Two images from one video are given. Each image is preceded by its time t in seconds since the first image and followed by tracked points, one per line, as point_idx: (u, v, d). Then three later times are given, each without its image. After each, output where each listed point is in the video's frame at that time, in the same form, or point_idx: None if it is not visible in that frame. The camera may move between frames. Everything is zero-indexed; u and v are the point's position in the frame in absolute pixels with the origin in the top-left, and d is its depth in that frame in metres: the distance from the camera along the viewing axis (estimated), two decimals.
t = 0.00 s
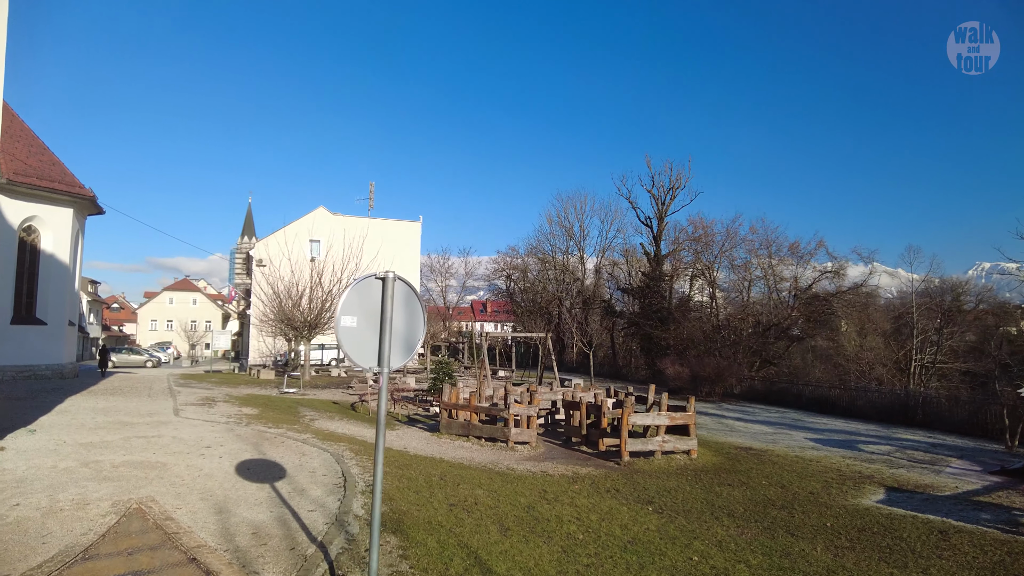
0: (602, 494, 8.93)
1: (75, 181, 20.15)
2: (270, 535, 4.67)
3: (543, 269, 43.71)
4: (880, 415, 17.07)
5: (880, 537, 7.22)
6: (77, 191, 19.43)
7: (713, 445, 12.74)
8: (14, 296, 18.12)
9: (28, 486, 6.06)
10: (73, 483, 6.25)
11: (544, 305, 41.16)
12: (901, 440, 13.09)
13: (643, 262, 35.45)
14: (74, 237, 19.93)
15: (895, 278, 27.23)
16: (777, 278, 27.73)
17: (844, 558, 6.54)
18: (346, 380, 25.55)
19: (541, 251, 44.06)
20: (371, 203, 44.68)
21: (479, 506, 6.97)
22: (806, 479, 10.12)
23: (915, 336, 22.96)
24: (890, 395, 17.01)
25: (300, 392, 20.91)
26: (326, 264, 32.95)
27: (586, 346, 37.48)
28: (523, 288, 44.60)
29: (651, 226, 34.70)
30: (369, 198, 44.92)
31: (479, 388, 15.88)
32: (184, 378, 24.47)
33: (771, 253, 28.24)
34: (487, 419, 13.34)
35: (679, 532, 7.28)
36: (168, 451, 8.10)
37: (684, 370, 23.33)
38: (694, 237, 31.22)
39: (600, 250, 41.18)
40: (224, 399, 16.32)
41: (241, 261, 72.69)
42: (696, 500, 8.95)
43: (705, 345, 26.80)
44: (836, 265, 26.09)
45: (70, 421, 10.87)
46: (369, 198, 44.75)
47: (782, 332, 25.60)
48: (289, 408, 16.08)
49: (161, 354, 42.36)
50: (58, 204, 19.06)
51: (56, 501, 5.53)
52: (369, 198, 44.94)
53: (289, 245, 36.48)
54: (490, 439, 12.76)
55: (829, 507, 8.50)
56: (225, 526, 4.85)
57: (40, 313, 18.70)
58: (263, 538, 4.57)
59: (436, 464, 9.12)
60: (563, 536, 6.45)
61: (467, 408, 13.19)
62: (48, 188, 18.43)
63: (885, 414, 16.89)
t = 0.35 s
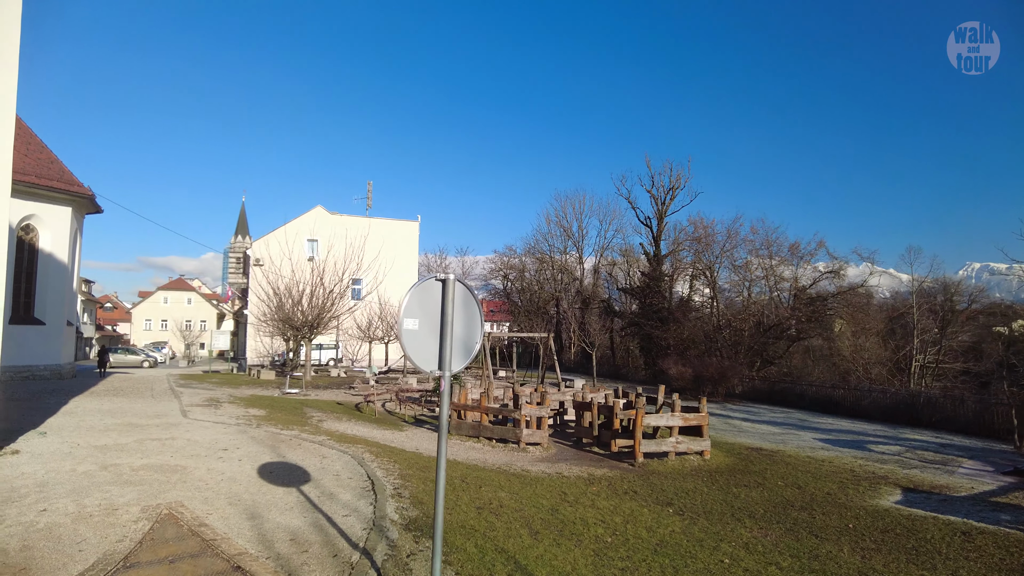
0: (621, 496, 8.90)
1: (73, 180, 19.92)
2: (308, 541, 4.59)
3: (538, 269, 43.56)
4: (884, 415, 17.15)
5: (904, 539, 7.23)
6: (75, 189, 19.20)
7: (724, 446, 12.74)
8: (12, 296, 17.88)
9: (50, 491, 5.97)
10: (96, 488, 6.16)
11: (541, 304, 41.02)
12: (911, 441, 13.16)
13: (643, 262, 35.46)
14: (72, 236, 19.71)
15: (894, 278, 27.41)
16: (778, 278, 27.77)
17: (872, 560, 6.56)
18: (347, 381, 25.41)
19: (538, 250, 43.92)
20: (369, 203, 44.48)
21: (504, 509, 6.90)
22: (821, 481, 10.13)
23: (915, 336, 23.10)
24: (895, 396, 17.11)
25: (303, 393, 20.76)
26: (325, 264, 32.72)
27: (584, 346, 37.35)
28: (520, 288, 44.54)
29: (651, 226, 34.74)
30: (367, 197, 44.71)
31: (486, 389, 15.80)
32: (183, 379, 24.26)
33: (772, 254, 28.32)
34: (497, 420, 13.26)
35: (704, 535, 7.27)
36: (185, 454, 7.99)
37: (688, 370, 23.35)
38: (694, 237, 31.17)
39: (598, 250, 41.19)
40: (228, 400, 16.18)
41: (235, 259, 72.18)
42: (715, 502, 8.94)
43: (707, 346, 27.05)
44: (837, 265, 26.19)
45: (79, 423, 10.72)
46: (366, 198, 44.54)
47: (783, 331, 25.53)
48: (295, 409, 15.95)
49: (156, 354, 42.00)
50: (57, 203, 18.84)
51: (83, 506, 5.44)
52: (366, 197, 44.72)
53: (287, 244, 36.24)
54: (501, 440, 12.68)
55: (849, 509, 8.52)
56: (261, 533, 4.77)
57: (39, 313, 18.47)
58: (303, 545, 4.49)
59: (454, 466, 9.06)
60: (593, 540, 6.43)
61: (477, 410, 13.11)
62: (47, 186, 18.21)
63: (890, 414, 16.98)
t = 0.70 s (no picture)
0: (642, 501, 8.93)
1: (79, 182, 19.89)
2: (353, 549, 4.58)
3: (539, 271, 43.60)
4: (892, 418, 17.24)
5: (930, 543, 7.27)
6: (81, 191, 19.19)
7: (738, 450, 12.79)
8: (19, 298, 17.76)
9: (83, 498, 5.97)
10: (128, 495, 6.16)
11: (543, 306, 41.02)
12: (923, 445, 13.23)
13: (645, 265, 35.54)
14: (78, 238, 19.66)
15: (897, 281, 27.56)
16: (782, 281, 27.85)
17: (902, 565, 6.58)
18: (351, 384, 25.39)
19: (539, 252, 43.90)
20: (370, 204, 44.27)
21: (533, 515, 6.91)
22: (839, 485, 10.18)
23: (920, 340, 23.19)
24: (903, 399, 17.20)
25: (309, 396, 20.72)
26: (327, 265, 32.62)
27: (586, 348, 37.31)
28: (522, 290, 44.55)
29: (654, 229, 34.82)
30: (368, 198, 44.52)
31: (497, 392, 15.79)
32: (187, 381, 24.18)
33: (776, 257, 28.41)
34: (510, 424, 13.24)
35: (730, 540, 7.30)
36: (209, 460, 7.97)
37: (694, 373, 23.40)
38: (696, 240, 31.18)
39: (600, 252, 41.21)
40: (237, 404, 16.15)
41: (234, 260, 72.01)
42: (737, 508, 8.97)
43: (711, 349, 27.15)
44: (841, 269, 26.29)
45: (94, 427, 10.69)
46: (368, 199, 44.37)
47: (788, 334, 25.55)
48: (305, 413, 15.92)
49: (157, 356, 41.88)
50: (63, 205, 18.81)
51: (120, 514, 5.44)
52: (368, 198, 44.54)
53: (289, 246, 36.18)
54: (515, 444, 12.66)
55: (870, 513, 8.56)
56: (305, 541, 4.75)
57: (45, 315, 18.34)
58: (350, 553, 4.48)
59: (474, 470, 9.07)
60: (624, 546, 6.46)
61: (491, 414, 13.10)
62: (54, 188, 18.19)
63: (897, 418, 17.07)
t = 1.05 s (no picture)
0: (665, 503, 8.97)
1: (86, 184, 19.86)
2: (401, 553, 4.58)
3: (542, 272, 43.58)
4: (903, 419, 17.30)
5: (958, 545, 7.29)
6: (89, 193, 19.19)
7: (753, 452, 12.83)
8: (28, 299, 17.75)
9: (120, 502, 5.98)
10: (162, 499, 6.16)
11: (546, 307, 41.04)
12: (937, 446, 13.28)
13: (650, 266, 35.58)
14: (86, 239, 19.66)
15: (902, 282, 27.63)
16: (787, 282, 27.91)
17: (933, 567, 6.60)
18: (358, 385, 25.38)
19: (543, 253, 43.93)
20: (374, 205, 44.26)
21: (564, 518, 6.93)
22: (858, 486, 10.23)
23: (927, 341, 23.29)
24: (913, 400, 17.25)
25: (319, 397, 20.71)
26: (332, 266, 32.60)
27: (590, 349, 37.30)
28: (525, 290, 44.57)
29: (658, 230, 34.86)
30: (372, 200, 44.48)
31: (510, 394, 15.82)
32: (195, 382, 24.16)
33: (782, 258, 28.46)
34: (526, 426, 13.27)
35: (759, 542, 7.33)
36: (235, 463, 7.98)
37: (702, 374, 23.44)
38: (701, 241, 31.21)
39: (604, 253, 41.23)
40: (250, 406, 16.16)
41: (235, 261, 71.67)
42: (760, 510, 9.00)
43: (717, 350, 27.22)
44: (847, 269, 26.35)
45: (113, 431, 10.69)
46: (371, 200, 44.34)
47: (794, 335, 25.61)
48: (317, 414, 15.91)
49: (160, 357, 41.83)
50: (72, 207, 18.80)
51: (159, 518, 5.45)
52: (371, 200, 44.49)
53: (293, 247, 36.12)
54: (531, 446, 12.68)
55: (894, 515, 8.59)
56: (350, 545, 4.76)
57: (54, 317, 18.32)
58: (399, 557, 4.48)
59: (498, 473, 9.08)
60: (657, 548, 6.51)
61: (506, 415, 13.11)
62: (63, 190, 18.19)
63: (908, 419, 17.13)
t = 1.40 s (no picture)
0: (690, 504, 8.97)
1: (95, 184, 19.79)
2: (450, 557, 4.57)
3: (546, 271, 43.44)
4: (915, 419, 17.30)
5: (989, 546, 7.29)
6: (98, 193, 19.12)
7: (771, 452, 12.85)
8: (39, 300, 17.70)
9: (157, 505, 5.97)
10: (199, 501, 6.15)
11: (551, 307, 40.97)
12: (954, 446, 13.29)
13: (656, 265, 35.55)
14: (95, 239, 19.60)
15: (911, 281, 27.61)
16: (795, 282, 27.89)
17: (968, 569, 6.60)
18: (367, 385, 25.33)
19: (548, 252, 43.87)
20: (378, 205, 44.17)
21: (597, 520, 6.92)
22: (881, 487, 10.23)
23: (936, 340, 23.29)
24: (926, 401, 17.25)
25: (329, 398, 20.68)
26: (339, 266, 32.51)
27: (595, 348, 37.22)
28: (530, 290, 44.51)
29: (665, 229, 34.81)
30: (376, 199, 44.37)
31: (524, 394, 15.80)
32: (203, 382, 24.12)
33: (789, 258, 28.44)
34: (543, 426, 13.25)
35: (790, 544, 7.32)
36: (263, 465, 7.97)
37: (712, 374, 23.43)
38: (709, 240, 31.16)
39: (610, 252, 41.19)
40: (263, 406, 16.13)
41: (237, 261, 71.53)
42: (786, 510, 9.00)
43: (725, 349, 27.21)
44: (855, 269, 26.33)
45: (133, 432, 10.67)
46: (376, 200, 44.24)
47: (803, 335, 25.60)
48: (331, 415, 15.89)
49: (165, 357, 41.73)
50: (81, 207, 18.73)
51: (200, 521, 5.44)
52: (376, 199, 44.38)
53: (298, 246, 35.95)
54: (549, 446, 12.67)
55: (921, 516, 8.58)
56: (398, 548, 4.74)
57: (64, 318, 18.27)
58: (450, 561, 4.47)
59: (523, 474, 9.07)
60: (693, 550, 6.53)
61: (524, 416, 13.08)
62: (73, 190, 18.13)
63: (921, 419, 17.13)
